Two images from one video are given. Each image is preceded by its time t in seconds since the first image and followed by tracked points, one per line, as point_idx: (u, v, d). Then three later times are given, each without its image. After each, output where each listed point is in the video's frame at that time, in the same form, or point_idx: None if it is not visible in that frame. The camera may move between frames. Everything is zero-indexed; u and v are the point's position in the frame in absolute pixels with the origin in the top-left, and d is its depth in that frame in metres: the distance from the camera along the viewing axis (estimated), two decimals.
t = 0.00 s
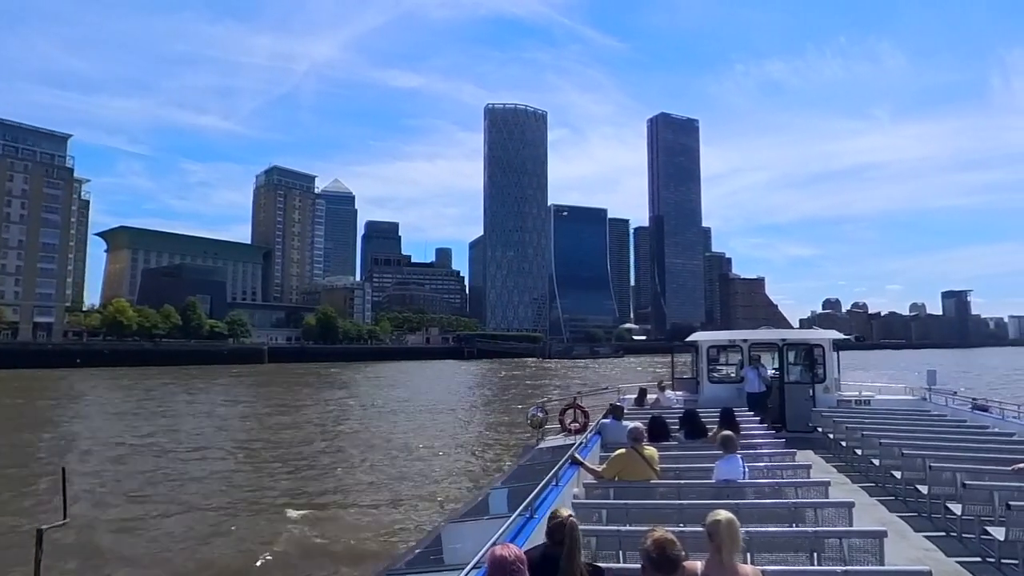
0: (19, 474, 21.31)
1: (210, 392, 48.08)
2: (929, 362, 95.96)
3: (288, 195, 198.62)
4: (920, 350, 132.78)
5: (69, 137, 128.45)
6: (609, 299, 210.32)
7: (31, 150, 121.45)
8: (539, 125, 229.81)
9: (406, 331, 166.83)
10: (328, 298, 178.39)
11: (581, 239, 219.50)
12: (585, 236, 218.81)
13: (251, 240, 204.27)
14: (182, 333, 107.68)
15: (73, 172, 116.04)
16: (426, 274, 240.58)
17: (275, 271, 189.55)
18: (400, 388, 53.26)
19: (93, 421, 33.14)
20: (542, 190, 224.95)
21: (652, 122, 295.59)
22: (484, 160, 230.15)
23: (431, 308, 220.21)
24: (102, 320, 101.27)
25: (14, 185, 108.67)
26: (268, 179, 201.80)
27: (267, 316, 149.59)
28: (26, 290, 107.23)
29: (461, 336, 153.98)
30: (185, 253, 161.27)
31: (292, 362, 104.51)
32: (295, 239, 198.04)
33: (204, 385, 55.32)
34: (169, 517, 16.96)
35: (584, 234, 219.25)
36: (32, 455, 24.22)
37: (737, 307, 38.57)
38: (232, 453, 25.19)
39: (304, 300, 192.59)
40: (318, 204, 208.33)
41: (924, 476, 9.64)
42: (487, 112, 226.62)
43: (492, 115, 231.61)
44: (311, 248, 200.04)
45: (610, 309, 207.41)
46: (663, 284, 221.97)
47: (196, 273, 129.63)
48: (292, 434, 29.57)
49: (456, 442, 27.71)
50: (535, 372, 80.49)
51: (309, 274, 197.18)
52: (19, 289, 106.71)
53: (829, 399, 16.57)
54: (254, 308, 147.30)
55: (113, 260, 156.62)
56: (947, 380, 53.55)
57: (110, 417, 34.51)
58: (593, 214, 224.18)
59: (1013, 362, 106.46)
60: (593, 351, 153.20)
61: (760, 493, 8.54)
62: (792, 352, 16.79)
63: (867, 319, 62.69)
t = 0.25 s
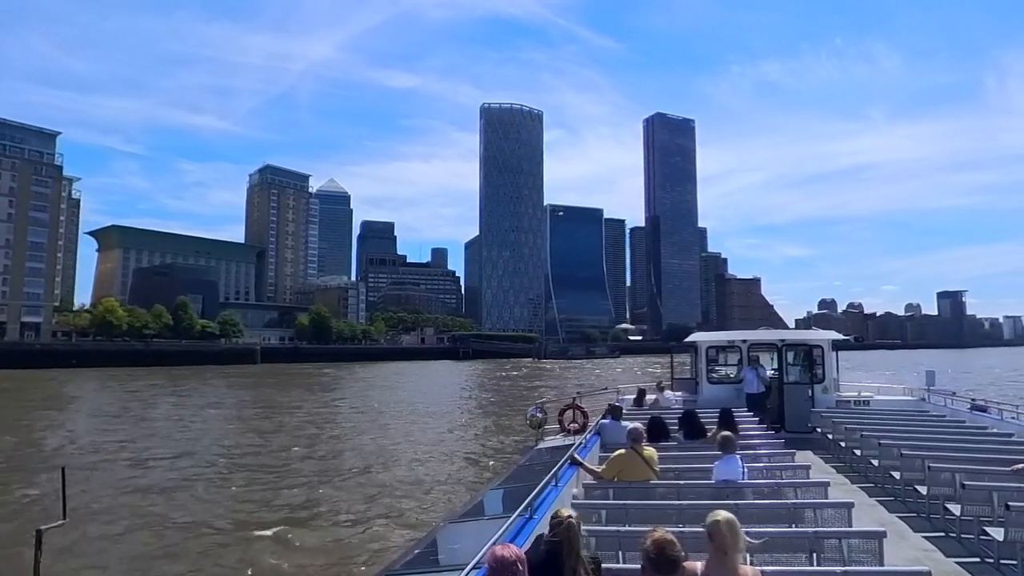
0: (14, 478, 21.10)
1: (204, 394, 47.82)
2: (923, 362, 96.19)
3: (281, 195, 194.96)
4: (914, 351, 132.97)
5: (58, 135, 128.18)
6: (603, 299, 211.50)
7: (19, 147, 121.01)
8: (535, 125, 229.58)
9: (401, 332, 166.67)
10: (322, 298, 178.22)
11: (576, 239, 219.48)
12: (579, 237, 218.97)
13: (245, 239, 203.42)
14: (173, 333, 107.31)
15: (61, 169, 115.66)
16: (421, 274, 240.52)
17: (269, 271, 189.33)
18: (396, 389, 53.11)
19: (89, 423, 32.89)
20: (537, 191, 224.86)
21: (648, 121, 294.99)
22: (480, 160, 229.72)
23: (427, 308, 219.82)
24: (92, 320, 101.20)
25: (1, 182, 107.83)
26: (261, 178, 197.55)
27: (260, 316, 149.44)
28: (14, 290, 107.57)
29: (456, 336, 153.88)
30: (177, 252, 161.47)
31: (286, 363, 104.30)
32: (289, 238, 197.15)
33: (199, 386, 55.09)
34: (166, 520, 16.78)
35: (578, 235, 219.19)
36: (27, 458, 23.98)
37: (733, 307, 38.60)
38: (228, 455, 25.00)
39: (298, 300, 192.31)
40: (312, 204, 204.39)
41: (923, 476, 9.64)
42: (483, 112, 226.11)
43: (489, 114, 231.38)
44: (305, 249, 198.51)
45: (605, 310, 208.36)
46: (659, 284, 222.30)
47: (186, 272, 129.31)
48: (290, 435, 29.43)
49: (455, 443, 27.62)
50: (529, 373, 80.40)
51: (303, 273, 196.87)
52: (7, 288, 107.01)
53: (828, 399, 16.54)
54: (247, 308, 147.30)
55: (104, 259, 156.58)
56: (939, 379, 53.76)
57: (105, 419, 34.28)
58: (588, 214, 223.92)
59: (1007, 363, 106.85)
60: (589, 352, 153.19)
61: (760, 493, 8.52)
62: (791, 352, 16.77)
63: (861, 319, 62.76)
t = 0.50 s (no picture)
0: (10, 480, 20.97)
1: (199, 395, 47.72)
2: (919, 362, 96.02)
3: (276, 193, 197.31)
4: (911, 352, 132.74)
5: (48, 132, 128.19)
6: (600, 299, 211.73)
7: (10, 145, 120.86)
8: (532, 125, 229.57)
9: (396, 332, 166.45)
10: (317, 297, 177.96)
11: (573, 239, 218.66)
12: (576, 236, 218.56)
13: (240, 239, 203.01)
14: (164, 333, 107.18)
15: (51, 168, 115.41)
16: (417, 274, 240.48)
17: (263, 271, 189.31)
18: (394, 390, 52.95)
19: (82, 424, 32.66)
20: (535, 191, 223.85)
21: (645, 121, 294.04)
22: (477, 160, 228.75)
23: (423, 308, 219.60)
24: (83, 320, 101.35)
25: None
26: (255, 178, 199.78)
27: (254, 316, 149.39)
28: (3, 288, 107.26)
29: (451, 337, 153.66)
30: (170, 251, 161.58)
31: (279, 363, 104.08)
32: (284, 238, 196.16)
33: (193, 386, 55.02)
34: (161, 523, 16.71)
35: (575, 234, 218.49)
36: (23, 460, 23.88)
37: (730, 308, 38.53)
38: (224, 458, 24.79)
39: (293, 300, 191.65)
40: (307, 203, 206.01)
41: (923, 476, 9.63)
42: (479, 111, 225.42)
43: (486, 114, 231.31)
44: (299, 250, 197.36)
45: (602, 310, 208.94)
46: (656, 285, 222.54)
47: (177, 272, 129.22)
48: (287, 437, 29.28)
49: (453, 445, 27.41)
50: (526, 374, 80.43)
51: (297, 273, 196.70)
52: None
53: (828, 400, 16.54)
54: (240, 308, 147.24)
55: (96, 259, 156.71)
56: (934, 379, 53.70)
57: (100, 420, 34.19)
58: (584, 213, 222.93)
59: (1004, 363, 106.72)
60: (585, 352, 153.14)
61: (761, 493, 8.51)
62: (791, 352, 16.76)
63: (859, 319, 62.39)
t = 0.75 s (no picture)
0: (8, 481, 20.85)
1: (196, 396, 47.59)
2: (917, 363, 95.90)
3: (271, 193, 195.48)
4: (908, 352, 132.43)
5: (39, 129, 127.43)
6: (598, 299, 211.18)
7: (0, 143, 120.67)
8: (529, 125, 229.50)
9: (392, 333, 166.22)
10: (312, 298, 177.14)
11: (570, 239, 218.72)
12: (574, 236, 218.42)
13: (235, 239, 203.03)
14: (157, 333, 107.09)
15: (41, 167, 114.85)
16: (415, 274, 240.65)
17: (258, 272, 189.09)
18: (393, 391, 52.79)
19: (80, 426, 32.50)
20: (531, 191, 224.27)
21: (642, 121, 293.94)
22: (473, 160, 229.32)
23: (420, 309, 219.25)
24: (74, 320, 101.14)
25: None
26: (250, 176, 197.58)
27: (249, 316, 149.43)
28: None
29: (447, 337, 153.43)
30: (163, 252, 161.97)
31: (273, 365, 103.89)
32: (279, 238, 196.90)
33: (189, 387, 54.84)
34: (159, 525, 16.61)
35: (572, 235, 218.50)
36: (22, 462, 23.76)
37: (727, 308, 38.48)
38: (223, 460, 24.67)
39: (288, 300, 191.67)
40: (302, 202, 204.74)
41: (924, 477, 9.61)
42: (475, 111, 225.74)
43: (483, 114, 231.22)
44: (294, 249, 198.79)
45: (599, 310, 208.19)
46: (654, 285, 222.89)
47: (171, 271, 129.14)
48: (287, 439, 29.13)
49: (453, 447, 27.30)
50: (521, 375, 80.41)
51: (293, 273, 196.76)
52: None
53: (829, 400, 16.54)
54: (235, 308, 147.10)
55: (89, 258, 156.70)
56: (929, 379, 53.58)
57: (98, 422, 34.06)
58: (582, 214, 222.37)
59: (1001, 363, 106.58)
60: (583, 353, 152.95)
61: (763, 494, 8.49)
62: (792, 353, 16.76)
63: (856, 319, 62.12)
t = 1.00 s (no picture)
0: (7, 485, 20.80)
1: (195, 398, 47.54)
2: (921, 365, 95.36)
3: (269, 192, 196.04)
4: (910, 354, 131.94)
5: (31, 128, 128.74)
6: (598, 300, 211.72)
7: None
8: (529, 125, 229.19)
9: (391, 334, 165.98)
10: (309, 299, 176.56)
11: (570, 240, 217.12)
12: (574, 237, 216.86)
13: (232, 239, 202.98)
14: (153, 334, 107.03)
15: (36, 166, 115.54)
16: (415, 275, 240.85)
17: (256, 273, 189.03)
18: (395, 393, 52.69)
19: (79, 429, 32.44)
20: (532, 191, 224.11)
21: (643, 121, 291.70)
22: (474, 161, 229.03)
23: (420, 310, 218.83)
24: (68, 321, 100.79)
25: None
26: (248, 176, 198.26)
27: (247, 317, 149.45)
28: None
29: (447, 339, 153.06)
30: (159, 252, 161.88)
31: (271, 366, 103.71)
32: (278, 238, 196.59)
33: (188, 389, 54.81)
34: (156, 528, 16.60)
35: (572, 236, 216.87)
36: (23, 464, 23.85)
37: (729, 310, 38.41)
38: (221, 463, 24.53)
39: (286, 300, 191.24)
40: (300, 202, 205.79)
41: (930, 480, 9.52)
42: (476, 111, 225.49)
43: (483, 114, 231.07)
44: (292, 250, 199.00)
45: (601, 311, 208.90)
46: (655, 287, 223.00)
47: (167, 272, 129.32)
48: (286, 441, 29.00)
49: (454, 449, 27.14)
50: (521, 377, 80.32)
51: (290, 273, 196.90)
52: None
53: (833, 402, 16.48)
54: (232, 309, 146.97)
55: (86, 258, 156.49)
56: (930, 380, 53.32)
57: (97, 424, 33.99)
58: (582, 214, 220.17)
59: (1003, 365, 106.15)
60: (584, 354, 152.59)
61: (765, 496, 8.45)
62: (796, 354, 16.71)
63: (858, 320, 61.76)
